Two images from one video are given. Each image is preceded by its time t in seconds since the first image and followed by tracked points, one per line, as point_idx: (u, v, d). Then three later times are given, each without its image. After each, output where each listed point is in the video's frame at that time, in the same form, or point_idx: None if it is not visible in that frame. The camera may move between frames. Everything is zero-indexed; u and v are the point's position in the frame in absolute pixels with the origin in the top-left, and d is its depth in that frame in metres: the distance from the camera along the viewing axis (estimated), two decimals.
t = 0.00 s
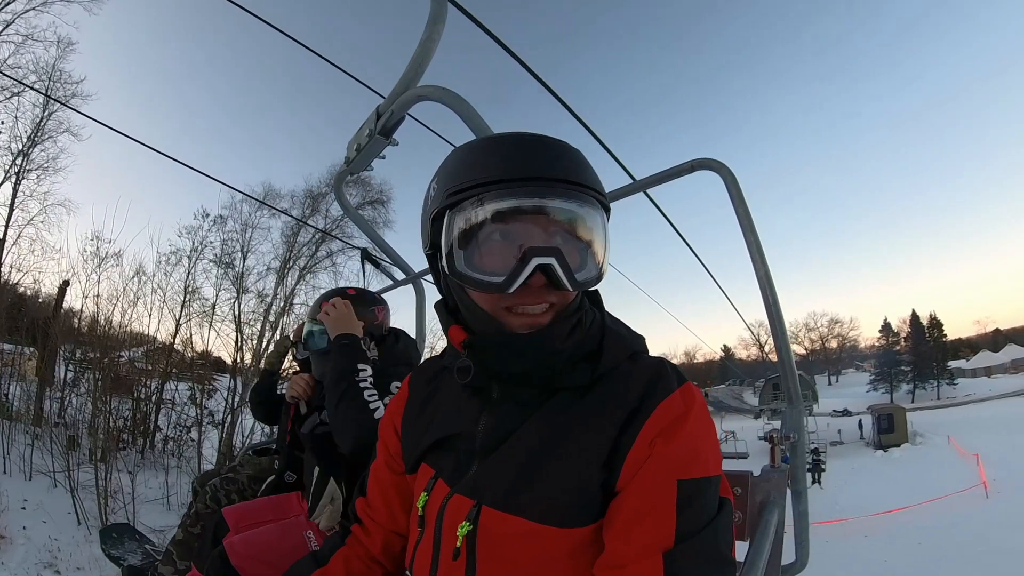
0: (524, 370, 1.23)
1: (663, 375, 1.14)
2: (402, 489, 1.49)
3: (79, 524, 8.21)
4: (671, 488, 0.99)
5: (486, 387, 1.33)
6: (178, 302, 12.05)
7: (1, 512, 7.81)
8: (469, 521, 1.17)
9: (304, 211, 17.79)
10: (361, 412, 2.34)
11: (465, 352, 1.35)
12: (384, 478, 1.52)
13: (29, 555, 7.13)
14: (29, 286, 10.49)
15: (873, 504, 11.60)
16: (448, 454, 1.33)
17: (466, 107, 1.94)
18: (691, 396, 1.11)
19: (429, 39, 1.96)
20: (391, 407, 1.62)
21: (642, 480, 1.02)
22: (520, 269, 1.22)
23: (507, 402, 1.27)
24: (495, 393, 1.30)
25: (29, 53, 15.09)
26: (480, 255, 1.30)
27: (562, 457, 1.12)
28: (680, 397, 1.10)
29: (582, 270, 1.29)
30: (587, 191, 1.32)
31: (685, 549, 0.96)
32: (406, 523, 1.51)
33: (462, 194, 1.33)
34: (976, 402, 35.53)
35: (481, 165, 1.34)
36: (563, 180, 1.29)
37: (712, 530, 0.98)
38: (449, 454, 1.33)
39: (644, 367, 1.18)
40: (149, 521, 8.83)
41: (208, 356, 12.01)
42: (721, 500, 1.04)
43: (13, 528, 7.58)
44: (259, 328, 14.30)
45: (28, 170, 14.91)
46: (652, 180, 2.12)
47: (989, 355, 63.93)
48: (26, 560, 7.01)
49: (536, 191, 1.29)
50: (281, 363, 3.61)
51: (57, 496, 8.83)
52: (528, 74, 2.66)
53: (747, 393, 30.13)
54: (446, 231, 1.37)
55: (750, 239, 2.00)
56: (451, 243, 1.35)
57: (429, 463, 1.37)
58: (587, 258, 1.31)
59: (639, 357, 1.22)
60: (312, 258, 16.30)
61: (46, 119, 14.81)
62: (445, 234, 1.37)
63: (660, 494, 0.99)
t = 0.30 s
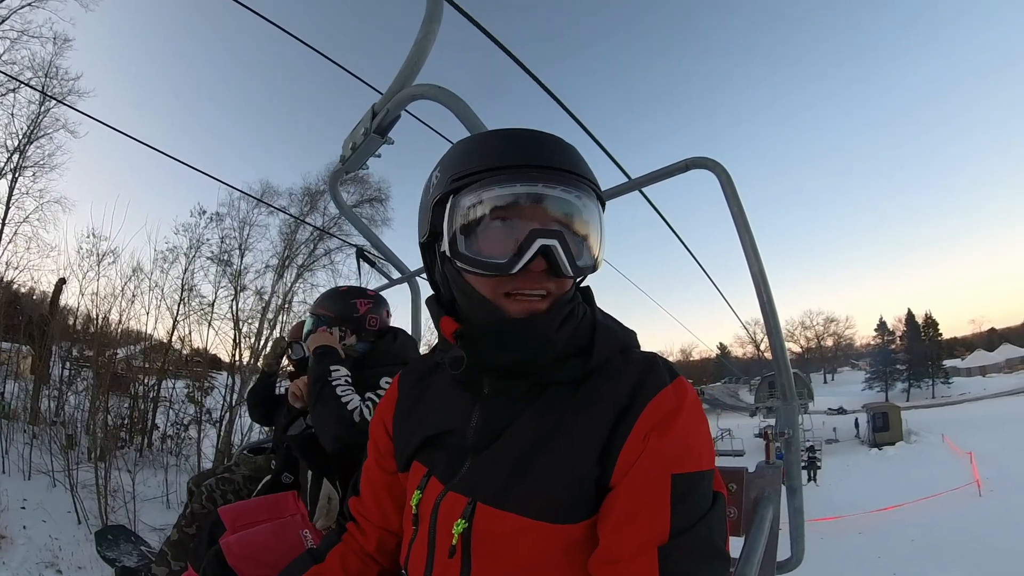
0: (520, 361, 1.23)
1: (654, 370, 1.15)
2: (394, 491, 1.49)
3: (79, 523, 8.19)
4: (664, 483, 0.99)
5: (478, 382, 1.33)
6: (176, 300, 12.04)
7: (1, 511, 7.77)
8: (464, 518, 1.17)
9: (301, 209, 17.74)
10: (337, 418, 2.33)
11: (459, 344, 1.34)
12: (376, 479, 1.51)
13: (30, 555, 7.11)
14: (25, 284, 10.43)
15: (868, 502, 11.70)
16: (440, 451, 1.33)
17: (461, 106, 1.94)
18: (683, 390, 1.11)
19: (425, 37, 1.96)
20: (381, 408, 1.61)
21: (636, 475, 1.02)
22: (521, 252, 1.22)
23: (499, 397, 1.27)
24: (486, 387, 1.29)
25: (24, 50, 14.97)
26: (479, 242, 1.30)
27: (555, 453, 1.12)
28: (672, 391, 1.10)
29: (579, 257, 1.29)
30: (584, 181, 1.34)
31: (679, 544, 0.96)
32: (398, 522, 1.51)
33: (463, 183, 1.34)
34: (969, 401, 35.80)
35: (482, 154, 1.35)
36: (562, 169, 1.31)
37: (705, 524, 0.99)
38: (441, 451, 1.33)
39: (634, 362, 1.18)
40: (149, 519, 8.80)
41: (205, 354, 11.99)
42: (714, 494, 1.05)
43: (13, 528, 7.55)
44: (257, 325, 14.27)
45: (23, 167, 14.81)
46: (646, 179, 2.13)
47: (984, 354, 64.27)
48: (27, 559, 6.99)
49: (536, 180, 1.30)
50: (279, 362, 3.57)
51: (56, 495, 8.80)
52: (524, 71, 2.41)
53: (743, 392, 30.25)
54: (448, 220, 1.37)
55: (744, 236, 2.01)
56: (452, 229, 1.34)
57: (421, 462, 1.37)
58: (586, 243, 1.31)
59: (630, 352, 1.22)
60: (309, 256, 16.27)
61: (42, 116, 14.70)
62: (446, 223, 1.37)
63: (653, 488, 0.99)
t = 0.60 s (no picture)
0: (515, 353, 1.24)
1: (648, 362, 1.15)
2: (391, 489, 1.50)
3: (80, 521, 8.16)
4: (660, 474, 1.00)
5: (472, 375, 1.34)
6: (173, 296, 12.02)
7: None
8: (462, 514, 1.17)
9: (299, 206, 17.68)
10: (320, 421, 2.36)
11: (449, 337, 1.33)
12: (372, 477, 1.52)
13: (31, 555, 7.09)
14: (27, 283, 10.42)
15: (861, 499, 11.82)
16: (436, 447, 1.33)
17: (459, 102, 1.93)
18: (678, 382, 1.12)
19: (425, 34, 1.95)
20: (374, 406, 1.62)
21: (632, 468, 1.02)
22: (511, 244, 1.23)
23: (494, 390, 1.28)
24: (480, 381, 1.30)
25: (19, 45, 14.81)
26: (469, 235, 1.30)
27: (551, 446, 1.13)
28: (667, 383, 1.11)
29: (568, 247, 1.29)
30: (573, 173, 1.34)
31: (677, 536, 0.96)
32: (395, 519, 1.51)
33: (451, 178, 1.35)
34: (962, 399, 36.10)
35: (469, 149, 1.36)
36: (550, 161, 1.31)
37: (703, 516, 1.00)
38: (437, 446, 1.33)
39: (629, 354, 1.19)
40: (150, 518, 8.78)
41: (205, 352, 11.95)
42: (711, 485, 1.06)
43: (14, 528, 7.51)
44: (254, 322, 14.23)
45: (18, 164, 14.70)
46: (643, 178, 2.13)
47: (977, 353, 64.75)
48: (29, 559, 6.97)
49: (524, 171, 1.30)
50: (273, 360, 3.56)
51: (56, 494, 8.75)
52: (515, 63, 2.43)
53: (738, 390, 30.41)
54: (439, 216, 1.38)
55: (741, 232, 2.01)
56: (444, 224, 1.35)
57: (416, 459, 1.37)
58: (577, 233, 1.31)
59: (623, 343, 1.23)
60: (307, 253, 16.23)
61: (38, 112, 14.60)
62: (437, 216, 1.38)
63: (649, 480, 1.00)
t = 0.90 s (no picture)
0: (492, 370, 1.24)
1: (655, 370, 1.16)
2: (390, 494, 1.50)
3: (79, 521, 8.13)
4: (667, 484, 1.00)
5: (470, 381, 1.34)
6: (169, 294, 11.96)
7: None
8: (462, 523, 1.17)
9: (296, 203, 17.63)
10: (302, 430, 2.36)
11: (436, 349, 1.34)
12: (371, 482, 1.52)
13: (31, 556, 7.05)
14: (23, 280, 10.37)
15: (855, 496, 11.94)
16: (435, 453, 1.33)
17: (455, 100, 1.93)
18: (685, 390, 1.12)
19: (422, 31, 1.94)
20: (374, 410, 1.62)
21: (638, 478, 1.03)
22: (458, 271, 1.23)
23: (491, 397, 1.28)
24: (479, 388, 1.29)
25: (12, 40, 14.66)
26: (434, 255, 1.34)
27: (554, 453, 1.13)
28: (674, 391, 1.11)
29: (532, 262, 1.25)
30: (537, 180, 1.29)
31: (682, 546, 0.97)
32: (394, 524, 1.51)
33: (416, 192, 1.35)
34: (955, 397, 36.42)
35: (425, 165, 1.37)
36: (507, 172, 1.28)
37: (709, 524, 1.01)
38: (436, 452, 1.33)
39: (634, 361, 1.20)
40: (150, 517, 8.75)
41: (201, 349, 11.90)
42: (717, 494, 1.07)
43: (12, 529, 7.46)
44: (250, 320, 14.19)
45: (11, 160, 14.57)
46: (643, 178, 2.13)
47: (969, 351, 65.33)
48: (28, 560, 6.94)
49: (486, 187, 1.28)
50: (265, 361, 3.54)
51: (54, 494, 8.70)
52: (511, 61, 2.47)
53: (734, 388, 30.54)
54: (408, 230, 1.40)
55: (741, 231, 2.01)
56: (409, 244, 1.40)
57: (416, 466, 1.36)
58: (539, 246, 1.27)
59: (629, 350, 1.24)
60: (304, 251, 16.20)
61: (31, 108, 14.47)
62: (407, 228, 1.40)
63: (654, 489, 1.00)
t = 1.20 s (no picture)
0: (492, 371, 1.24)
1: (657, 376, 1.16)
2: (384, 498, 1.50)
3: (76, 521, 8.04)
4: (666, 494, 1.01)
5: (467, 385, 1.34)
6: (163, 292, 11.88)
7: None
8: (458, 531, 1.17)
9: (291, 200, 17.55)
10: (290, 438, 2.35)
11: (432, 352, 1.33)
12: (365, 487, 1.52)
13: (28, 556, 6.96)
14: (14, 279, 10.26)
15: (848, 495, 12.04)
16: (431, 458, 1.33)
17: (448, 97, 1.92)
18: (686, 398, 1.13)
19: (415, 27, 1.93)
20: (368, 413, 1.62)
21: (637, 488, 1.03)
22: (451, 268, 1.23)
23: (489, 401, 1.28)
24: (476, 392, 1.30)
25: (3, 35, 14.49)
26: (430, 253, 1.34)
27: (552, 460, 1.14)
28: (675, 399, 1.12)
29: (529, 260, 1.25)
30: (535, 178, 1.29)
31: (681, 556, 0.98)
32: (388, 530, 1.51)
33: (415, 188, 1.36)
34: (945, 396, 36.76)
35: (423, 164, 1.37)
36: (505, 169, 1.28)
37: (708, 535, 1.01)
38: (432, 457, 1.33)
39: (634, 366, 1.20)
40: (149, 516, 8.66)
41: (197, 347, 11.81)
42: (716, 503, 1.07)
43: (9, 529, 7.35)
44: (245, 317, 14.09)
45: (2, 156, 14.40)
46: (640, 176, 2.13)
47: (959, 350, 65.95)
48: (26, 560, 6.84)
49: (484, 184, 1.28)
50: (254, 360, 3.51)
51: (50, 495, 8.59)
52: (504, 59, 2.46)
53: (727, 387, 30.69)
54: (405, 227, 1.40)
55: (736, 233, 2.03)
56: (406, 243, 1.39)
57: (411, 471, 1.36)
58: (537, 244, 1.27)
59: (629, 356, 1.24)
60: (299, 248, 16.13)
61: (23, 104, 14.30)
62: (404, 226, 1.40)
63: (653, 499, 1.01)
